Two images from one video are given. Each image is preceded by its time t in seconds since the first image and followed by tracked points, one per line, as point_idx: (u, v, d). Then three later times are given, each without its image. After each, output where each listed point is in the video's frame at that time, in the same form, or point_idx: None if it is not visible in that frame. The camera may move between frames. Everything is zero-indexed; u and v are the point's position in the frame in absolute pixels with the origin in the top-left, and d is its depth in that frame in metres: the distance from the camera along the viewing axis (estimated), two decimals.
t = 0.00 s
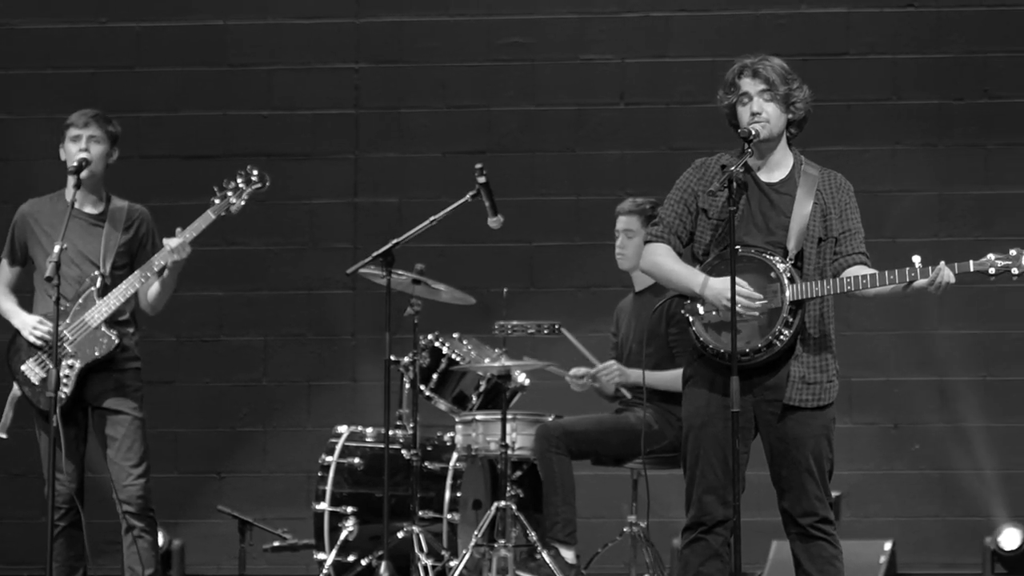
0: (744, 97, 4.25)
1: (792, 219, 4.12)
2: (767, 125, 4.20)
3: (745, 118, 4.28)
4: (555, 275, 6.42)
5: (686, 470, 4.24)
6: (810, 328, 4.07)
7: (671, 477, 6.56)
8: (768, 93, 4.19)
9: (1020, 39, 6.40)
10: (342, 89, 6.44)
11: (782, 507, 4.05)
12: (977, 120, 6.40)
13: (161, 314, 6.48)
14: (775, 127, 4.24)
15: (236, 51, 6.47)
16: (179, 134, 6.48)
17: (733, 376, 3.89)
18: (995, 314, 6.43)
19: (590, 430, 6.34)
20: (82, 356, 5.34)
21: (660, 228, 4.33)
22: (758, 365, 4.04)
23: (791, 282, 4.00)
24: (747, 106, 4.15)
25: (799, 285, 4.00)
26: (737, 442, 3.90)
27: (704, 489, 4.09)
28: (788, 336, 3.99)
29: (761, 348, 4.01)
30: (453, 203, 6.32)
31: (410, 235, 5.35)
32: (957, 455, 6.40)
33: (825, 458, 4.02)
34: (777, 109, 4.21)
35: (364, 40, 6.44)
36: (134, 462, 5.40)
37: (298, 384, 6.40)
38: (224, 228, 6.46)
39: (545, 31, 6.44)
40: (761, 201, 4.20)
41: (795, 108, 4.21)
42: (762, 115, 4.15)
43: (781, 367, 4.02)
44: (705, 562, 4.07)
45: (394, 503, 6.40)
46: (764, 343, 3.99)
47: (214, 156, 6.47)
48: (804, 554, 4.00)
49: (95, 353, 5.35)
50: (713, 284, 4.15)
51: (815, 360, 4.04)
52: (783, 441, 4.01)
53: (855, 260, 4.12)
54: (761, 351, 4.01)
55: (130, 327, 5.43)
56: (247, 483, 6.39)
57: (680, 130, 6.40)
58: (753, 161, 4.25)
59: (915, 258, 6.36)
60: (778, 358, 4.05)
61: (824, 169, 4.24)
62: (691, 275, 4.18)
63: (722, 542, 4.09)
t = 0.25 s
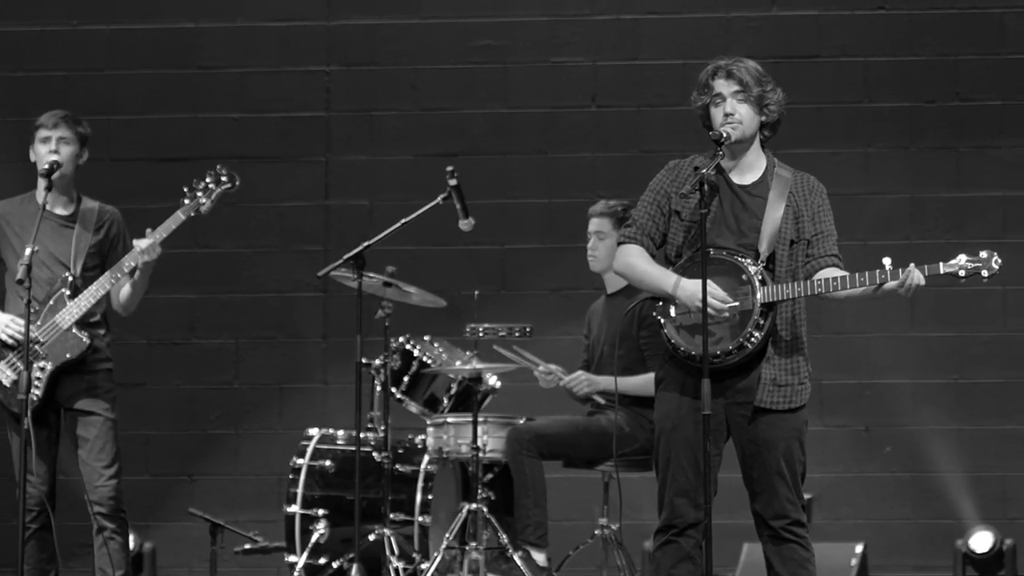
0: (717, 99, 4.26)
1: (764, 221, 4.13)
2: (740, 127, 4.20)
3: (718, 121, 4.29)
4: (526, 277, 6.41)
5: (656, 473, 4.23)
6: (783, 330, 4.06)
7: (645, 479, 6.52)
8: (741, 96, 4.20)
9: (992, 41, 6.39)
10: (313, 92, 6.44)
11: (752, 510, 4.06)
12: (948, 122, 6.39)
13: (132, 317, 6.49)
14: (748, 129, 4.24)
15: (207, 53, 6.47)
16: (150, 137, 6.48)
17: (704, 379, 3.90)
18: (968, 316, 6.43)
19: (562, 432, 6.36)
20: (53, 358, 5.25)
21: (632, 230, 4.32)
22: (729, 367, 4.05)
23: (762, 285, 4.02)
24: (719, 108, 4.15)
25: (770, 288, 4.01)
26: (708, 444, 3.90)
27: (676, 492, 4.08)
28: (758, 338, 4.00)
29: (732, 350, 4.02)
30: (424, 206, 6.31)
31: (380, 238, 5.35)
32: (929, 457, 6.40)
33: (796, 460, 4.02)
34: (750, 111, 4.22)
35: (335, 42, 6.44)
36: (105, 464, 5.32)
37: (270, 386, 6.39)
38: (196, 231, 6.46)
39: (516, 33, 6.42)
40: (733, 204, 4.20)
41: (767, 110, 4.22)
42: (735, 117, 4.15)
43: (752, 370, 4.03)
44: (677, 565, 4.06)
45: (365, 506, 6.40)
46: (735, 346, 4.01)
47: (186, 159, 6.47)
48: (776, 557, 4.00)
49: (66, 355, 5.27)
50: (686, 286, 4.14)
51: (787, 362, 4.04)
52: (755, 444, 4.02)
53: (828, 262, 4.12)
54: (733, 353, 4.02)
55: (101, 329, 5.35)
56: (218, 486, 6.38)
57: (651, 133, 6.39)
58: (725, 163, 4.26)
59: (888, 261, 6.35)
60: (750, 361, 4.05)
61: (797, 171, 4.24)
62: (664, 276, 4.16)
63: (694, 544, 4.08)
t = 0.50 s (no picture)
0: (692, 103, 4.23)
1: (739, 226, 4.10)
2: (715, 131, 4.18)
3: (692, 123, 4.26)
4: (498, 280, 6.41)
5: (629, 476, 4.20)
6: (757, 336, 4.04)
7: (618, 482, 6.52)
8: (716, 99, 4.17)
9: (963, 44, 6.41)
10: (285, 95, 6.44)
11: (725, 513, 4.03)
12: (920, 125, 6.41)
13: (105, 319, 6.49)
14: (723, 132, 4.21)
15: (179, 56, 6.47)
16: (122, 140, 6.49)
17: (676, 384, 3.88)
18: (943, 318, 6.42)
19: (534, 434, 6.33)
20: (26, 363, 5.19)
21: (606, 231, 4.27)
22: (702, 371, 4.03)
23: (738, 290, 4.00)
24: (694, 112, 4.12)
25: (746, 293, 3.99)
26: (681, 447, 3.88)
27: (649, 495, 4.05)
28: (733, 343, 3.98)
29: (706, 354, 4.00)
30: (395, 209, 6.32)
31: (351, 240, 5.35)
32: (902, 460, 6.40)
33: (770, 463, 4.00)
34: (725, 115, 4.19)
35: (307, 45, 6.44)
36: (78, 468, 5.26)
37: (242, 389, 6.40)
38: (168, 234, 6.47)
39: (488, 36, 6.43)
40: (707, 207, 4.17)
41: (742, 114, 4.20)
42: (710, 121, 4.12)
43: (726, 374, 4.02)
44: (649, 568, 4.03)
45: (338, 508, 6.40)
46: (709, 350, 3.99)
47: (158, 161, 6.47)
48: (749, 561, 3.97)
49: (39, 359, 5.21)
50: (659, 288, 4.12)
51: (761, 368, 4.02)
52: (727, 446, 4.00)
53: (801, 269, 4.10)
54: (706, 357, 4.00)
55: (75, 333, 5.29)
56: (190, 488, 6.38)
57: (623, 135, 6.39)
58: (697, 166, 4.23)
59: (860, 264, 6.36)
60: (723, 365, 4.03)
61: (771, 176, 4.22)
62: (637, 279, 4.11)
63: (666, 547, 4.03)
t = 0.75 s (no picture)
0: (664, 104, 4.12)
1: (705, 225, 3.99)
2: (687, 133, 4.07)
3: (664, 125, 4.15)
4: (471, 283, 6.41)
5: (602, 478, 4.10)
6: (723, 336, 3.93)
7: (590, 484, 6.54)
8: (688, 102, 4.06)
9: (936, 47, 6.42)
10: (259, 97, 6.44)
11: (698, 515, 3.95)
12: (894, 128, 6.41)
13: (78, 322, 6.49)
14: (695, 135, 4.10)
15: (152, 58, 6.48)
16: (96, 142, 6.49)
17: (646, 385, 3.81)
18: (916, 321, 6.43)
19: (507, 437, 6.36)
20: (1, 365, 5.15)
21: (576, 235, 4.20)
22: (670, 371, 3.95)
23: (701, 289, 3.90)
24: (664, 114, 4.02)
25: (708, 292, 3.88)
26: (655, 449, 3.81)
27: (620, 496, 3.96)
28: (696, 342, 3.90)
29: (670, 354, 3.91)
30: (369, 211, 6.32)
31: (326, 243, 5.37)
32: (875, 462, 6.40)
33: (740, 466, 3.91)
34: (697, 118, 4.08)
35: (280, 47, 6.44)
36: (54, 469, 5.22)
37: (215, 391, 6.40)
38: (142, 236, 6.47)
39: (461, 38, 6.43)
40: (676, 208, 4.07)
41: (714, 117, 4.08)
42: (679, 122, 4.01)
43: (692, 373, 3.93)
44: (622, 571, 3.94)
45: (311, 511, 6.40)
46: (672, 350, 3.91)
47: (131, 164, 6.48)
48: (721, 563, 3.88)
49: (14, 362, 5.17)
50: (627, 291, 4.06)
51: (727, 368, 3.90)
52: (697, 449, 3.91)
53: (769, 267, 3.95)
54: (672, 357, 3.92)
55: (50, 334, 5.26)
56: (164, 490, 6.39)
57: (597, 138, 6.39)
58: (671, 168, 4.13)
59: (834, 266, 6.37)
60: (689, 365, 3.94)
61: (742, 174, 4.08)
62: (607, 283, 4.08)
63: (639, 549, 3.95)
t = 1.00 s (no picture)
0: (639, 107, 3.98)
1: (675, 225, 3.84)
2: (662, 138, 3.93)
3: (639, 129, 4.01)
4: (445, 285, 6.41)
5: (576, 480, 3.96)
6: (692, 337, 3.77)
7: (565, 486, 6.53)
8: (663, 105, 3.92)
9: (911, 49, 6.41)
10: (233, 99, 6.44)
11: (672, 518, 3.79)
12: (868, 130, 6.41)
13: (53, 324, 6.49)
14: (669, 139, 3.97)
15: (127, 61, 6.48)
16: (71, 145, 6.49)
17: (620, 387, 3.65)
18: (890, 324, 6.43)
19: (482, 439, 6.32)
20: None
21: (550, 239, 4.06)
22: (640, 372, 3.79)
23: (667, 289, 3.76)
24: (639, 117, 3.88)
25: (675, 291, 3.73)
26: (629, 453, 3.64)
27: (593, 498, 3.83)
28: (663, 343, 3.74)
29: (637, 355, 3.76)
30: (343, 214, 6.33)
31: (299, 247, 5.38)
32: (849, 465, 6.40)
33: (713, 469, 3.74)
34: (672, 122, 3.95)
35: (255, 50, 6.44)
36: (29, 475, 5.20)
37: (190, 394, 6.40)
38: (117, 239, 6.48)
39: (436, 41, 6.43)
40: (648, 210, 3.93)
41: (689, 121, 3.94)
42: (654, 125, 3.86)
43: (661, 375, 3.76)
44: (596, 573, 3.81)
45: (286, 513, 6.39)
46: (639, 349, 3.75)
47: (106, 166, 6.47)
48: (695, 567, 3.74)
49: None
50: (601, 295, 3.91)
51: (696, 369, 3.74)
52: (669, 453, 3.74)
53: (739, 265, 3.78)
54: (641, 357, 3.75)
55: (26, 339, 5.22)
56: (139, 493, 6.39)
57: (572, 140, 6.37)
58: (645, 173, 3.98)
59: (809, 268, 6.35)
60: (658, 367, 3.78)
61: (716, 174, 3.93)
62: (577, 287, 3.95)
63: (613, 551, 3.81)
